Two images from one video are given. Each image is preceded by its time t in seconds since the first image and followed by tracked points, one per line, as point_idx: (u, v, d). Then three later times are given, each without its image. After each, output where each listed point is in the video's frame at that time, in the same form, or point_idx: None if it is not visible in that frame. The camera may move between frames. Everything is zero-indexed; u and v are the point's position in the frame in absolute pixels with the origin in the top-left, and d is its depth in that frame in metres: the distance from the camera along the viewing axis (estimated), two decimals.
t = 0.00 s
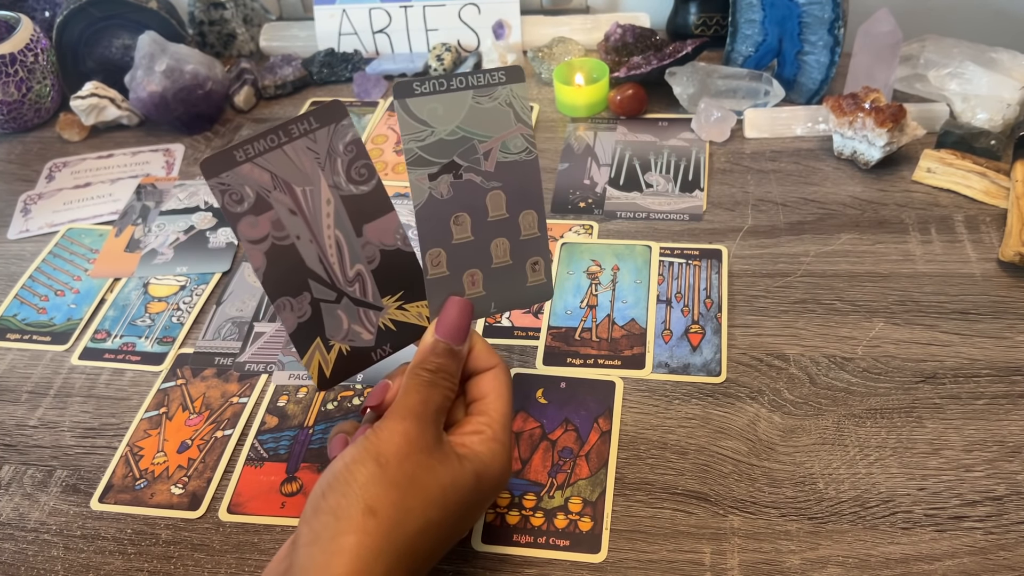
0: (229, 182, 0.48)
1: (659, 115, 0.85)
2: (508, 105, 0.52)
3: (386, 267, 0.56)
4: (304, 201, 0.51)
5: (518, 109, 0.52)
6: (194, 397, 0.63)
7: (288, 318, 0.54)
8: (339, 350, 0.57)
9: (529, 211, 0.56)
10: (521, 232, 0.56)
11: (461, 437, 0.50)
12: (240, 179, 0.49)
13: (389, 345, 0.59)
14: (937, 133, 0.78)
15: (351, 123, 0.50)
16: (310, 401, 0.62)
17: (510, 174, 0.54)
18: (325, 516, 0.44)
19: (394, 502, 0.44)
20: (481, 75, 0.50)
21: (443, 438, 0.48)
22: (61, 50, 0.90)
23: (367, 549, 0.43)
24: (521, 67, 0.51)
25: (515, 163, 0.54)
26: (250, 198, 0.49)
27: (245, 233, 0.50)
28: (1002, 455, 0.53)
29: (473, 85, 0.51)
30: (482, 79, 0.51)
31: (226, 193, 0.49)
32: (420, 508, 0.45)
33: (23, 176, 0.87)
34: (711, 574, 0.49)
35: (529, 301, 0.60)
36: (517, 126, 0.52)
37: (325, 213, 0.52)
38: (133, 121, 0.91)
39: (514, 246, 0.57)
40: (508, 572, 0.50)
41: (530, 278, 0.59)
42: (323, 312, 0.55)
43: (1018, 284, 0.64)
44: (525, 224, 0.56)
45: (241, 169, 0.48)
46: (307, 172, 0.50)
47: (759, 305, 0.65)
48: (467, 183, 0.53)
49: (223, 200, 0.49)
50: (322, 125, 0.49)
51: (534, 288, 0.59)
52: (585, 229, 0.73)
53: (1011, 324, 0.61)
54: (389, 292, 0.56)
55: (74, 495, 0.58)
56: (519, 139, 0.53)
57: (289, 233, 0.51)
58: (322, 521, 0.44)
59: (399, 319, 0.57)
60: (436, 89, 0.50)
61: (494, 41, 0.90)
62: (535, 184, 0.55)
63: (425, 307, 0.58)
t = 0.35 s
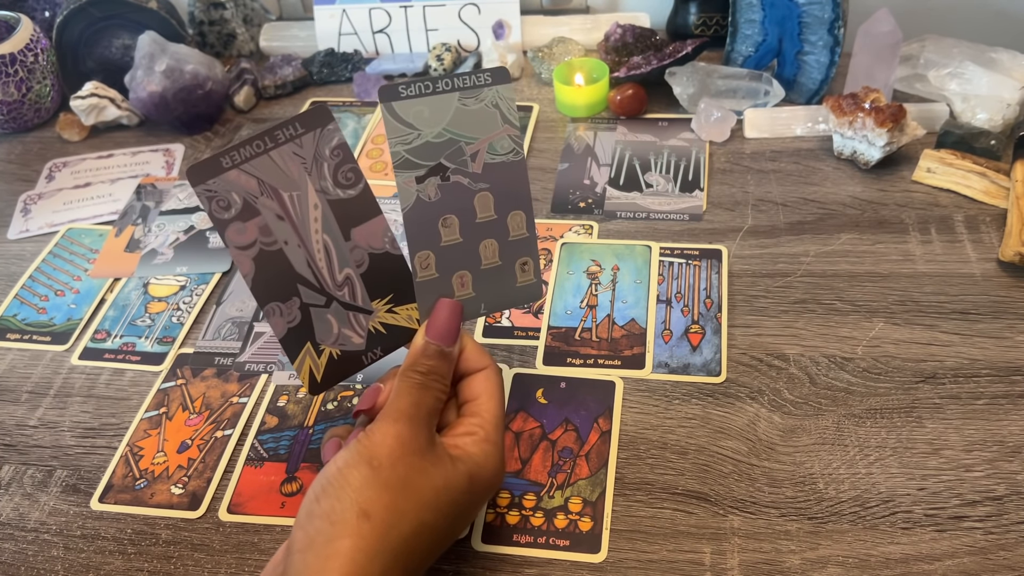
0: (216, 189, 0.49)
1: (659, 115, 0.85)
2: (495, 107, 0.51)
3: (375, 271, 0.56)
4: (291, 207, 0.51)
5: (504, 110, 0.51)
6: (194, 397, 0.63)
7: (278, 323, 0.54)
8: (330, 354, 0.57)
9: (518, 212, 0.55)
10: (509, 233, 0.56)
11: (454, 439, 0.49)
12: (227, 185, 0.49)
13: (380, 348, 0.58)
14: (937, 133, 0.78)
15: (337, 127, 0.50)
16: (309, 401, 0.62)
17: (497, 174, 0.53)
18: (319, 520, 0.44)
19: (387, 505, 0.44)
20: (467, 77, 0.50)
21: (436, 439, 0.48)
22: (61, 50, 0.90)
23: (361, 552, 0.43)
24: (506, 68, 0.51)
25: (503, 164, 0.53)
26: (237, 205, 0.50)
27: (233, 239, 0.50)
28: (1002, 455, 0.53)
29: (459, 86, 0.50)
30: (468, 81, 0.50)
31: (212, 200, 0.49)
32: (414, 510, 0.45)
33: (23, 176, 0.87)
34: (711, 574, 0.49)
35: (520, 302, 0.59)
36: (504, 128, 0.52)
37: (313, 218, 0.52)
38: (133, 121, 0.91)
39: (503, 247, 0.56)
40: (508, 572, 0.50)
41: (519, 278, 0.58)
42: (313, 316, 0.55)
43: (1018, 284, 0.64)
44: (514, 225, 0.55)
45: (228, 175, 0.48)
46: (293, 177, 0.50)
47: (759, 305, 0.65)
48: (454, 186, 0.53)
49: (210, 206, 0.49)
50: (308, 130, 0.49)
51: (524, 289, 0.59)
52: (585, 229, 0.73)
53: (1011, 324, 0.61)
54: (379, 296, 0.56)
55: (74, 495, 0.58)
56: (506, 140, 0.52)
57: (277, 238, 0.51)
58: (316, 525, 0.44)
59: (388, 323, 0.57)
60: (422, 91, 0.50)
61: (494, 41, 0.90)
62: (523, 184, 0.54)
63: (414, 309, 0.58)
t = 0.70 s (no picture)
0: (212, 188, 0.48)
1: (659, 115, 0.85)
2: (489, 104, 0.51)
3: (370, 269, 0.56)
4: (287, 206, 0.51)
5: (498, 108, 0.52)
6: (194, 397, 0.63)
7: (274, 322, 0.53)
8: (327, 354, 0.57)
9: (514, 209, 0.55)
10: (505, 229, 0.56)
11: (451, 437, 0.49)
12: (223, 185, 0.49)
13: (377, 347, 0.59)
14: (937, 133, 0.78)
15: (332, 126, 0.50)
16: (309, 401, 0.62)
17: (493, 172, 0.53)
18: (317, 519, 0.45)
19: (384, 505, 0.44)
20: (461, 75, 0.50)
21: (434, 438, 0.48)
22: (61, 50, 0.90)
23: (358, 552, 0.43)
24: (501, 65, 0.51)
25: (497, 161, 0.53)
26: (232, 204, 0.49)
27: (228, 238, 0.50)
28: (1002, 455, 0.53)
29: (454, 85, 0.50)
30: (462, 79, 0.50)
31: (208, 199, 0.49)
32: (411, 509, 0.45)
33: (23, 176, 0.87)
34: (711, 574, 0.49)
35: (517, 300, 0.60)
36: (499, 125, 0.52)
37: (308, 217, 0.52)
38: (133, 121, 0.91)
39: (499, 244, 0.56)
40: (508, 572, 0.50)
41: (516, 275, 0.59)
42: (310, 315, 0.55)
43: (1018, 283, 0.64)
44: (509, 222, 0.56)
45: (223, 174, 0.48)
46: (289, 176, 0.50)
47: (759, 305, 0.65)
48: (449, 183, 0.53)
49: (205, 206, 0.49)
50: (303, 129, 0.49)
51: (521, 286, 0.59)
52: (585, 229, 0.73)
53: (1011, 324, 0.61)
54: (375, 294, 0.57)
55: (74, 495, 0.58)
56: (501, 138, 0.52)
57: (273, 237, 0.51)
58: (313, 524, 0.45)
59: (386, 322, 0.58)
60: (416, 89, 0.50)
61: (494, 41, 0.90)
62: (518, 181, 0.54)
63: (411, 308, 0.58)
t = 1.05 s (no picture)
0: (370, 97, 0.49)
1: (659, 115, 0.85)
2: (667, 67, 0.49)
3: (501, 217, 0.54)
4: (438, 129, 0.50)
5: (676, 73, 0.49)
6: (194, 397, 0.63)
7: (397, 252, 0.54)
8: (437, 294, 0.56)
9: (630, 159, 0.52)
10: (617, 178, 0.52)
11: (544, 408, 0.48)
12: (382, 98, 0.49)
13: (485, 296, 0.57)
14: (937, 133, 0.78)
15: (505, 58, 0.49)
16: (310, 401, 0.62)
17: (651, 141, 0.51)
18: (408, 473, 0.43)
19: (486, 468, 0.43)
20: (649, 32, 0.49)
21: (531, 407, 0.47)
22: (61, 50, 0.90)
23: (452, 513, 0.42)
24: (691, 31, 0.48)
25: (658, 129, 0.51)
26: (387, 119, 0.50)
27: (375, 155, 0.51)
28: (1002, 455, 0.53)
29: (637, 40, 0.49)
30: (646, 34, 0.49)
31: (363, 109, 0.49)
32: (508, 478, 0.44)
33: (23, 176, 0.87)
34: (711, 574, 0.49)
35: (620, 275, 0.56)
36: (671, 92, 0.50)
37: (455, 148, 0.51)
38: (133, 121, 0.91)
39: (604, 189, 0.53)
40: (508, 572, 0.51)
41: (638, 253, 0.55)
42: (433, 253, 0.55)
43: (1018, 284, 0.64)
44: (623, 169, 0.52)
45: (384, 86, 0.49)
46: (451, 101, 0.50)
47: (759, 305, 0.65)
48: (604, 144, 0.51)
49: (360, 116, 0.49)
50: (476, 55, 0.49)
51: (629, 258, 0.55)
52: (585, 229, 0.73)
53: (1010, 324, 0.61)
54: (501, 242, 0.55)
55: (74, 495, 0.58)
56: (664, 105, 0.50)
57: (419, 163, 0.51)
58: (407, 478, 0.43)
59: (501, 272, 0.56)
60: (602, 39, 0.49)
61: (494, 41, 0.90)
62: (670, 159, 0.51)
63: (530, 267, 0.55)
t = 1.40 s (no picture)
0: (307, 136, 0.47)
1: (659, 115, 0.85)
2: (603, 79, 0.48)
3: (455, 240, 0.53)
4: (379, 160, 0.49)
5: (612, 84, 0.49)
6: (194, 397, 0.63)
7: (353, 284, 0.51)
8: (400, 321, 0.54)
9: (609, 193, 0.52)
10: (597, 214, 0.52)
11: (517, 424, 0.48)
12: (319, 134, 0.47)
13: (450, 319, 0.55)
14: (937, 133, 0.78)
15: (437, 84, 0.48)
16: (310, 400, 0.62)
17: (596, 151, 0.50)
18: (379, 497, 0.43)
19: (452, 489, 0.43)
20: (578, 44, 0.48)
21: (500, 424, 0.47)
22: (61, 50, 0.90)
23: (422, 535, 0.42)
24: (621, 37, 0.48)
25: (603, 141, 0.50)
26: (326, 154, 0.47)
27: (318, 192, 0.48)
28: (1002, 455, 0.53)
29: (569, 53, 0.48)
30: (579, 48, 0.48)
31: (303, 148, 0.47)
32: (476, 497, 0.44)
33: (24, 176, 0.87)
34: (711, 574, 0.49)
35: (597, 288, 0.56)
36: (610, 102, 0.49)
37: (401, 177, 0.49)
38: (133, 121, 0.91)
39: (589, 229, 0.53)
40: (508, 572, 0.51)
41: (600, 263, 0.55)
42: (388, 281, 0.52)
43: (1018, 284, 0.64)
44: (603, 206, 0.52)
45: (321, 124, 0.47)
46: (387, 132, 0.48)
47: (759, 305, 0.65)
48: (551, 159, 0.50)
49: (300, 155, 0.47)
50: (409, 84, 0.48)
51: (602, 274, 0.55)
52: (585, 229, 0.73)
53: (1010, 324, 0.61)
54: (456, 265, 0.53)
55: (74, 495, 0.58)
56: (609, 116, 0.49)
57: (363, 194, 0.49)
58: (377, 502, 0.43)
59: (463, 294, 0.54)
60: (531, 54, 0.47)
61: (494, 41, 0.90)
62: (620, 165, 0.51)
63: (491, 284, 0.54)
